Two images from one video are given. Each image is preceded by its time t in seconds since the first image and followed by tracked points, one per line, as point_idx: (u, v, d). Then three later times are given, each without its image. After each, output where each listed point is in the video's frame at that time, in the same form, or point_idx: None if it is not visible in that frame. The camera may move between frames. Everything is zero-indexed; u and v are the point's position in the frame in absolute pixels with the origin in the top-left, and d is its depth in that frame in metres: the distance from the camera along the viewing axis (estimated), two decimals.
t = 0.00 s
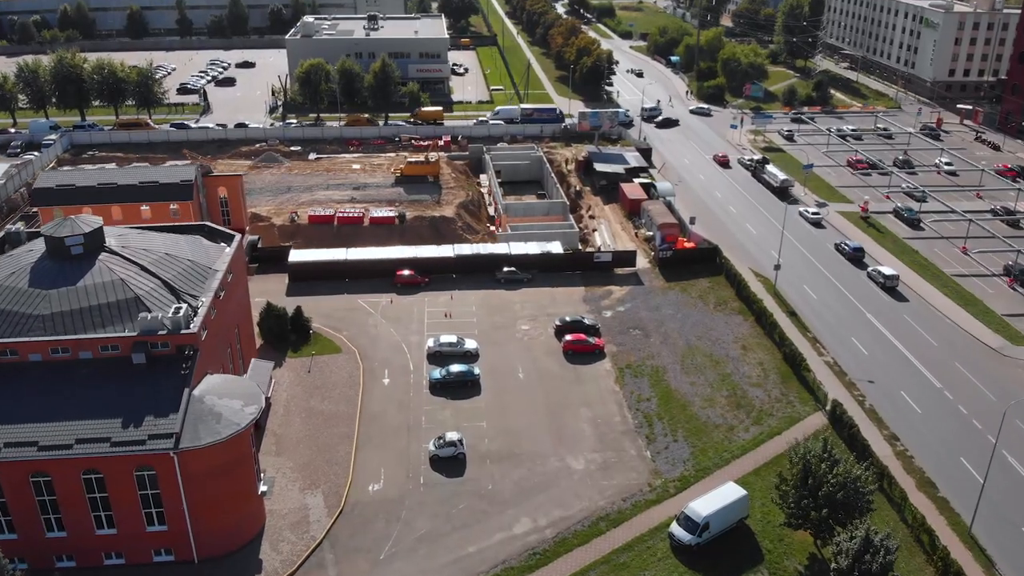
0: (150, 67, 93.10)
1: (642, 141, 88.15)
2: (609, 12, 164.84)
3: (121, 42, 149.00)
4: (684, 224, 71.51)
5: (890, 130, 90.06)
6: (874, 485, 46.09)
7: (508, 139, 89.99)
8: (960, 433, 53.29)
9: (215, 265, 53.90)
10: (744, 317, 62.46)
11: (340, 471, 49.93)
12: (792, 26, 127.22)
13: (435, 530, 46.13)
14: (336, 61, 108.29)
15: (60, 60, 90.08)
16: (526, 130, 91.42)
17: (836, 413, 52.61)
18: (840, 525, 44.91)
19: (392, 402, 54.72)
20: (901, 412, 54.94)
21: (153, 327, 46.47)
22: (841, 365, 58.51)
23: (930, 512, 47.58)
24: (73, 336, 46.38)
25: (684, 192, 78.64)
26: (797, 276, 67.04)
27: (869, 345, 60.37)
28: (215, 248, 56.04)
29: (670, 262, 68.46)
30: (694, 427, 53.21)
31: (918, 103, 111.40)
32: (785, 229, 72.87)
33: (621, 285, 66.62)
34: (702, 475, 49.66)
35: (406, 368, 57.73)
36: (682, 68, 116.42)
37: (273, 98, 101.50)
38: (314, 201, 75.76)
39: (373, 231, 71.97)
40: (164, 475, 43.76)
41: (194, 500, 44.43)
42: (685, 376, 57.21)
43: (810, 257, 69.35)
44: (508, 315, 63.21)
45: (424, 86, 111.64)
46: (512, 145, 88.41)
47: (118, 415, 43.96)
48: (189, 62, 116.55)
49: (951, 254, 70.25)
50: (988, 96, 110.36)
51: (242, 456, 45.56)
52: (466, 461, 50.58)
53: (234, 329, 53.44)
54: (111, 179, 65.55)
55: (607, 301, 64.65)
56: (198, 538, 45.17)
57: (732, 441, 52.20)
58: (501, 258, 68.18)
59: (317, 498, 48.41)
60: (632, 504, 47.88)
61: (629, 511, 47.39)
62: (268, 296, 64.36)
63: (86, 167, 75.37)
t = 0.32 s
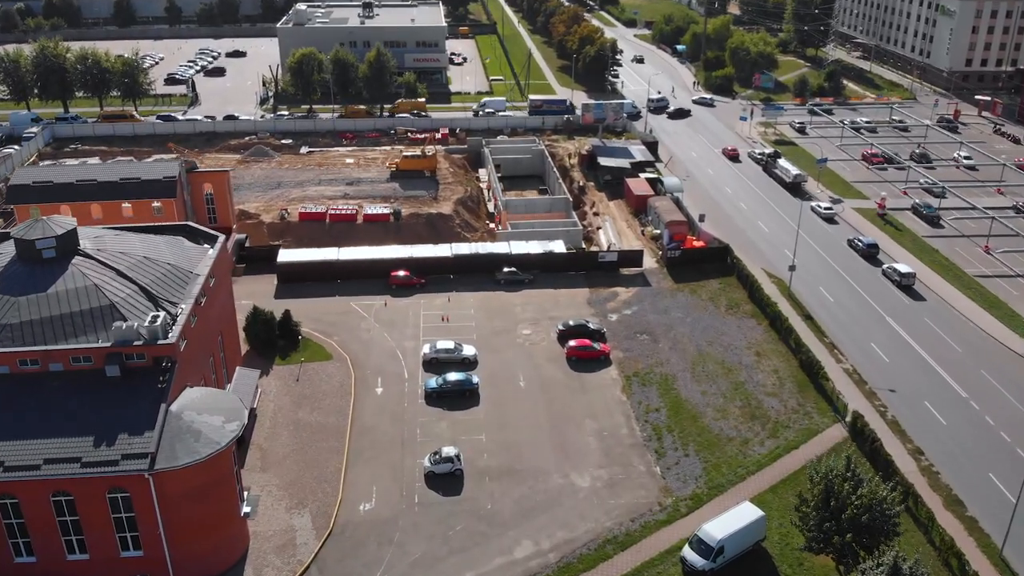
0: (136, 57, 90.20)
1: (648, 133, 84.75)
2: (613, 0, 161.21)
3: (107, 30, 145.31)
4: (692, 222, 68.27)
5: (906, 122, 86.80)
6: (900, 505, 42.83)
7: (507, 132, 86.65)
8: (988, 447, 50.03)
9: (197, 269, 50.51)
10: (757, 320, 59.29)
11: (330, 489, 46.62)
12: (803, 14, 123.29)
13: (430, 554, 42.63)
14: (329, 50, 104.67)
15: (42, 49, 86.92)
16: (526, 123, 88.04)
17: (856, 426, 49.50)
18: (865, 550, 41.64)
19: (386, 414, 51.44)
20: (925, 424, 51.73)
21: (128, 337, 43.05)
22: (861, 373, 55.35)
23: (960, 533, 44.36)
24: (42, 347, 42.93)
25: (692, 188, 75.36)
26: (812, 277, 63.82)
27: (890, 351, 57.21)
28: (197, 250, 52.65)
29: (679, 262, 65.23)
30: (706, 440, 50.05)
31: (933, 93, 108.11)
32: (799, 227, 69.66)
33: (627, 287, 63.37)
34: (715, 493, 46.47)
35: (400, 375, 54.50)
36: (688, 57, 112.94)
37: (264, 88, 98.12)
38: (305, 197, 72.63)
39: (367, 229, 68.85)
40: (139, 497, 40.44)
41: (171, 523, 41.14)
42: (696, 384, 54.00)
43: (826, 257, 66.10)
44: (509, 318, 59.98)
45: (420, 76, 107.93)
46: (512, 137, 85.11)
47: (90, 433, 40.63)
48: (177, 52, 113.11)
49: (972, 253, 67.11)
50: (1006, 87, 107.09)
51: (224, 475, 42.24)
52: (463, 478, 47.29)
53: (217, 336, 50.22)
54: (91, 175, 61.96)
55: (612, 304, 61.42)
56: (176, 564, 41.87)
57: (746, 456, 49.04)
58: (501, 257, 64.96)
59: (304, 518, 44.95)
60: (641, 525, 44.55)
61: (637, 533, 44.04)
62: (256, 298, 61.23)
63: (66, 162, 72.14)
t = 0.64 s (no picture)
0: (121, 47, 87.02)
1: (654, 127, 81.26)
2: None
3: (93, 20, 141.53)
4: (702, 222, 64.94)
5: (923, 115, 83.65)
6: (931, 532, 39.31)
7: (508, 125, 83.28)
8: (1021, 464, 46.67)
9: (175, 276, 46.86)
10: (773, 327, 56.03)
11: (317, 513, 43.27)
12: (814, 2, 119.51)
13: None
14: (322, 39, 101.11)
15: (23, 39, 83.64)
16: (527, 115, 84.58)
17: (881, 444, 46.26)
18: None
19: (378, 430, 48.13)
20: (953, 439, 48.38)
21: (98, 353, 39.56)
22: (884, 384, 52.10)
23: (997, 561, 40.94)
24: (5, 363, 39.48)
25: (702, 184, 71.96)
26: (829, 280, 60.54)
27: (913, 360, 53.93)
28: (176, 254, 49.16)
29: (688, 264, 61.88)
30: (720, 458, 46.79)
31: (950, 84, 104.70)
32: (814, 226, 66.36)
33: (633, 290, 60.01)
34: (730, 517, 43.06)
35: (394, 386, 51.15)
36: (695, 47, 109.24)
37: (254, 79, 94.63)
38: (295, 194, 69.40)
39: (360, 229, 65.59)
40: (110, 527, 37.09)
41: (144, 556, 37.78)
42: (709, 397, 50.70)
43: (843, 259, 62.78)
44: (509, 324, 56.69)
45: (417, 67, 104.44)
46: (512, 131, 81.74)
47: (56, 457, 37.28)
48: (165, 41, 109.56)
49: (996, 254, 63.86)
50: None
51: (202, 501, 39.08)
52: (460, 500, 43.81)
53: (197, 346, 46.96)
54: (68, 173, 58.58)
55: (619, 309, 58.04)
56: None
57: (763, 476, 45.76)
58: (501, 259, 61.60)
59: (290, 545, 41.56)
60: (651, 553, 40.99)
61: (647, 562, 40.42)
62: (243, 303, 58.02)
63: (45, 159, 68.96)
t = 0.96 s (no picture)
0: (105, 38, 83.65)
1: (661, 121, 77.75)
2: None
3: (80, 9, 137.75)
4: (713, 222, 61.56)
5: (941, 109, 80.27)
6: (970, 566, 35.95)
7: (507, 119, 79.88)
8: None
9: (149, 287, 43.33)
10: (789, 336, 52.71)
11: (301, 542, 39.68)
12: None
13: None
14: (314, 29, 97.56)
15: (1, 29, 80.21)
16: (528, 109, 81.24)
17: (909, 465, 42.95)
18: None
19: (369, 450, 44.77)
20: (984, 459, 44.98)
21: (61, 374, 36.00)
22: (909, 399, 48.74)
23: None
24: None
25: (711, 182, 68.56)
26: (848, 285, 57.23)
27: (939, 373, 50.56)
28: (153, 262, 45.61)
29: (699, 267, 58.50)
30: (736, 480, 43.39)
31: (968, 76, 101.26)
32: (832, 227, 63.00)
33: (641, 296, 56.55)
34: (748, 547, 39.65)
35: (386, 401, 47.74)
36: (702, 37, 105.57)
37: (242, 71, 91.15)
38: (284, 192, 66.08)
39: (352, 230, 62.29)
40: (75, 566, 33.84)
41: None
42: (723, 413, 47.34)
43: (863, 263, 59.42)
44: (509, 332, 53.19)
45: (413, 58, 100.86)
46: (512, 125, 78.37)
47: (14, 490, 33.86)
48: (152, 31, 105.97)
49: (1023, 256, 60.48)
50: None
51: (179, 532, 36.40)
52: (457, 528, 40.36)
53: (173, 361, 43.57)
54: (42, 173, 54.82)
55: (625, 316, 54.61)
56: None
57: (783, 500, 42.34)
58: (501, 262, 58.20)
59: None
60: None
61: None
62: (227, 311, 54.79)
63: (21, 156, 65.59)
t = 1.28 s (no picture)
0: (87, 28, 80.11)
1: (669, 115, 74.19)
2: None
3: None
4: (726, 223, 58.10)
5: (962, 102, 76.86)
6: None
7: (508, 113, 76.33)
8: None
9: (120, 300, 39.75)
10: (810, 348, 49.35)
11: None
12: None
13: None
14: (306, 19, 93.90)
15: None
16: (530, 102, 77.47)
17: (943, 493, 39.56)
18: None
19: (358, 475, 41.28)
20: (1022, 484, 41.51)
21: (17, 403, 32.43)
22: (939, 417, 45.30)
23: None
24: None
25: (723, 180, 65.12)
26: (870, 293, 53.85)
27: (971, 389, 47.10)
28: (124, 272, 42.03)
29: (711, 272, 55.05)
30: (756, 509, 39.91)
31: (988, 67, 97.69)
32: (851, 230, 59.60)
33: (651, 303, 52.96)
34: None
35: (378, 421, 44.24)
36: (711, 27, 102.19)
37: (230, 62, 87.50)
38: (272, 192, 62.69)
39: (344, 232, 58.92)
40: None
41: None
42: (741, 433, 43.98)
43: (885, 268, 56.04)
44: (510, 343, 49.50)
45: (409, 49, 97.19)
46: (512, 120, 74.87)
47: None
48: (138, 21, 102.20)
49: None
50: None
51: None
52: (453, 564, 36.76)
53: (147, 380, 40.18)
54: (11, 172, 51.32)
55: (635, 325, 51.02)
56: None
57: (807, 531, 38.85)
58: (501, 267, 54.69)
59: None
60: None
61: None
62: (210, 321, 51.42)
63: None
